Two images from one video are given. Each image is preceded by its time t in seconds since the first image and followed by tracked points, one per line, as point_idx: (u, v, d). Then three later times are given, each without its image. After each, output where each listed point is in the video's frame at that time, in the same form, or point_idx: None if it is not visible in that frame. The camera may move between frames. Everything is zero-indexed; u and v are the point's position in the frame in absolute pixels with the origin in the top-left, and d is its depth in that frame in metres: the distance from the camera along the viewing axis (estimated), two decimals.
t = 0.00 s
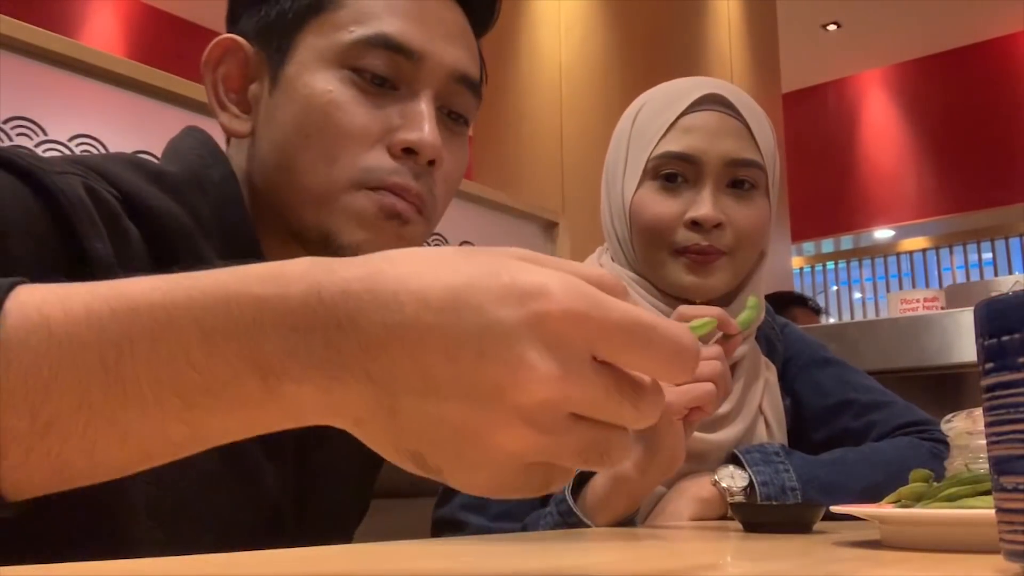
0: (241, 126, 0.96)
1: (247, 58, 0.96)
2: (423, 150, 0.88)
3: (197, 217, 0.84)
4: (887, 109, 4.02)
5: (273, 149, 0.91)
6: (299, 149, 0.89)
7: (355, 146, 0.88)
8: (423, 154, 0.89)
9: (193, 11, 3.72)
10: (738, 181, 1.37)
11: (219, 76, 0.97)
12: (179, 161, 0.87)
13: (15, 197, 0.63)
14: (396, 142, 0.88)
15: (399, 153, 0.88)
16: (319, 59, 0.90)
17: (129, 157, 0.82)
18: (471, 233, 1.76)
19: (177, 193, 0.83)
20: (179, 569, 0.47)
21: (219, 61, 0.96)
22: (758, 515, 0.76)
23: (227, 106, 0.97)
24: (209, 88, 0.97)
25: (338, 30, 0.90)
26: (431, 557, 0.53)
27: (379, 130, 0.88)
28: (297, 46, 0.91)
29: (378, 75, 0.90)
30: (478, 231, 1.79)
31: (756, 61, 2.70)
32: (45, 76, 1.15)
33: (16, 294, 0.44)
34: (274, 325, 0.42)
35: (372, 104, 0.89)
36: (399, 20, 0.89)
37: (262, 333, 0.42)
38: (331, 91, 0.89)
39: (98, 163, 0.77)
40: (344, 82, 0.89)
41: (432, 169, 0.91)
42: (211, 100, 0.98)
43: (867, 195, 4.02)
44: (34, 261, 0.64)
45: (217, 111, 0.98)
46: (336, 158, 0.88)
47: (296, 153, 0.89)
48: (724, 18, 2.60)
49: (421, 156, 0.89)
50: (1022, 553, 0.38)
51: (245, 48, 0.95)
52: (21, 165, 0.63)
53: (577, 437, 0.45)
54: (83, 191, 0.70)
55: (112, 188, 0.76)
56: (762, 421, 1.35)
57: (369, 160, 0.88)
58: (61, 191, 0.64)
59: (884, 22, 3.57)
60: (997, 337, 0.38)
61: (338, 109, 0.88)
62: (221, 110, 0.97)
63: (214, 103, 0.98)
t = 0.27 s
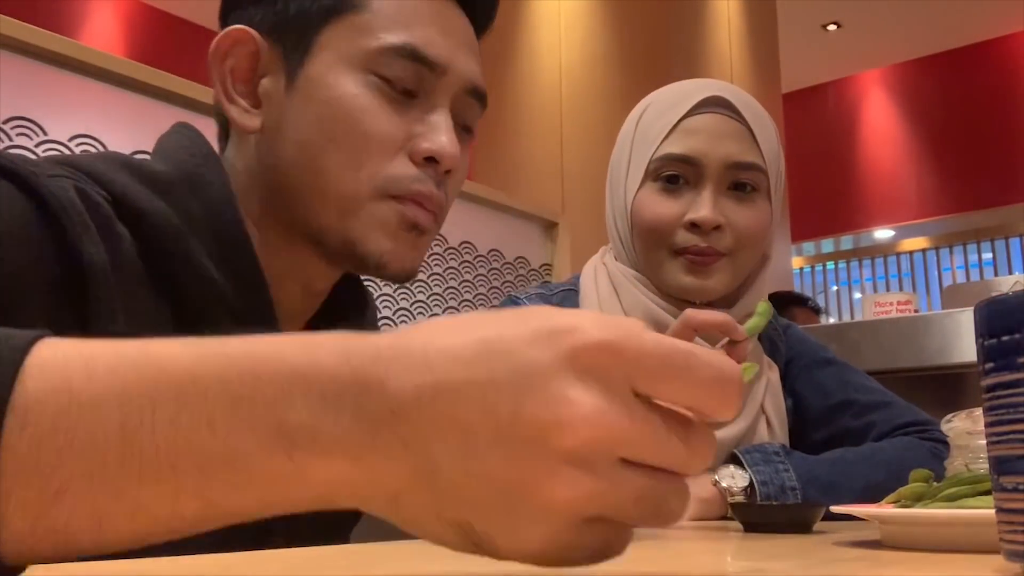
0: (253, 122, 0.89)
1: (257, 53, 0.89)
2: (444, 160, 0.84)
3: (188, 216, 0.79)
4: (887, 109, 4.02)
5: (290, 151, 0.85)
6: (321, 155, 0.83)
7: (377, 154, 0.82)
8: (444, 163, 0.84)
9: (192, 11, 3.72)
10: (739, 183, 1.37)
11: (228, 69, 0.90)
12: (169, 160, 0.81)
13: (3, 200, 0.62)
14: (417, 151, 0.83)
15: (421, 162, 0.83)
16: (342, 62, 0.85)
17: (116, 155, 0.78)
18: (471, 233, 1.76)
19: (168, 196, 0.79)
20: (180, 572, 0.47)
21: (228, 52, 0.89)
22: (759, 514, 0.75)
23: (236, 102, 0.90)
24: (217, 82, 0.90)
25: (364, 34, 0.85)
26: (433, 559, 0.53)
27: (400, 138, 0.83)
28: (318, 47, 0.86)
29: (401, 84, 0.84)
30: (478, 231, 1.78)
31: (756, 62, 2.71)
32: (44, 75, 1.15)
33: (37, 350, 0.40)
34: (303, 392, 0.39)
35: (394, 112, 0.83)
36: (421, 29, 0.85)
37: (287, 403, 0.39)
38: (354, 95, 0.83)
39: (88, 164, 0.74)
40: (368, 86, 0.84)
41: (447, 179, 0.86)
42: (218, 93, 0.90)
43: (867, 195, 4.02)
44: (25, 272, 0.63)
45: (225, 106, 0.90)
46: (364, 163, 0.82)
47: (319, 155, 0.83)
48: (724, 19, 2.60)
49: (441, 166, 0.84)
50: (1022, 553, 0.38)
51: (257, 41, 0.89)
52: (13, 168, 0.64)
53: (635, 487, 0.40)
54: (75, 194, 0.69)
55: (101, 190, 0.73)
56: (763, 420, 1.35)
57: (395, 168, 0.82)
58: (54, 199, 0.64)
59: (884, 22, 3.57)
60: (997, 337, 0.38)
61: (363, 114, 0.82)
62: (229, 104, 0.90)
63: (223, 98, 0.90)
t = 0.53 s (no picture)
0: (256, 110, 0.84)
1: (263, 40, 0.85)
2: (452, 160, 0.84)
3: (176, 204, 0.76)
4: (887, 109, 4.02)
5: (297, 144, 0.82)
6: (335, 152, 0.81)
7: (389, 153, 0.81)
8: (451, 163, 0.84)
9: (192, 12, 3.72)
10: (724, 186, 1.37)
11: (231, 55, 0.85)
12: (154, 147, 0.78)
13: None
14: (428, 151, 0.82)
15: (431, 161, 0.83)
16: (355, 55, 0.82)
17: (101, 142, 0.75)
18: (471, 233, 1.76)
19: (153, 181, 0.75)
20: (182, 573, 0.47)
21: (231, 38, 0.85)
22: (759, 514, 0.75)
23: (240, 88, 0.85)
24: (218, 68, 0.85)
25: (378, 28, 0.83)
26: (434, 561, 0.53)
27: (411, 137, 0.82)
28: (329, 38, 0.82)
29: (411, 82, 0.83)
30: (478, 231, 1.78)
31: (756, 62, 2.70)
32: (45, 76, 1.15)
33: (33, 402, 0.42)
34: (296, 453, 0.43)
35: (405, 110, 0.83)
36: (432, 29, 0.84)
37: (281, 467, 0.42)
38: (368, 92, 0.81)
39: (67, 149, 0.72)
40: (381, 84, 0.82)
41: (450, 178, 0.86)
42: (221, 79, 0.85)
43: (866, 195, 4.02)
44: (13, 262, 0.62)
45: (226, 93, 0.85)
46: (379, 161, 0.81)
47: (330, 151, 0.81)
48: (724, 19, 2.60)
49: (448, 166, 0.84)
50: (1021, 552, 0.39)
51: (263, 29, 0.85)
52: None
53: (642, 502, 0.45)
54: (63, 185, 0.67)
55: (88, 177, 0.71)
56: (764, 418, 1.35)
57: (409, 167, 0.82)
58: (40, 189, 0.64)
59: (884, 22, 3.57)
60: (997, 337, 0.38)
61: (379, 112, 0.81)
62: (232, 91, 0.85)
63: (226, 84, 0.85)
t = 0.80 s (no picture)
0: (235, 97, 0.84)
1: (242, 24, 0.85)
2: (437, 143, 0.83)
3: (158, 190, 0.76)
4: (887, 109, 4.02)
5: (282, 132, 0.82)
6: (320, 137, 0.81)
7: (374, 137, 0.81)
8: (437, 146, 0.84)
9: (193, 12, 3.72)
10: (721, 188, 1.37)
11: (209, 41, 0.85)
12: (136, 135, 0.79)
13: None
14: (412, 135, 0.82)
15: (416, 145, 0.83)
16: (337, 39, 0.82)
17: (80, 129, 0.76)
18: (471, 232, 1.76)
19: (136, 168, 0.76)
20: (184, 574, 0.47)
21: (209, 22, 0.84)
22: (760, 515, 0.75)
23: (218, 74, 0.84)
24: (198, 54, 0.85)
25: (360, 12, 0.82)
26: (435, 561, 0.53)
27: (396, 121, 0.82)
28: (309, 21, 0.82)
29: (394, 65, 0.83)
30: (478, 230, 1.78)
31: (755, 62, 2.71)
32: (45, 75, 1.15)
33: (24, 406, 0.42)
34: (294, 460, 0.43)
35: (389, 93, 0.82)
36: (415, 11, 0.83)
37: (279, 471, 0.43)
38: (351, 76, 0.81)
39: (50, 135, 0.72)
40: (365, 68, 0.82)
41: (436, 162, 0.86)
42: (200, 65, 0.85)
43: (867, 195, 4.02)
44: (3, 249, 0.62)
45: (206, 79, 0.84)
46: (365, 147, 0.81)
47: (315, 137, 0.81)
48: (724, 19, 2.60)
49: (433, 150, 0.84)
50: (1022, 552, 0.38)
51: (242, 14, 0.84)
52: None
53: (638, 502, 0.45)
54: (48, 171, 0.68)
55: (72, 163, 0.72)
56: (763, 417, 1.35)
57: (395, 152, 0.81)
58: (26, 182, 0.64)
59: (884, 22, 3.57)
60: (997, 337, 0.38)
61: (362, 96, 0.81)
62: (210, 76, 0.84)
63: (206, 70, 0.84)
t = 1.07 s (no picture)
0: (224, 94, 0.83)
1: (229, 19, 0.84)
2: (428, 138, 0.84)
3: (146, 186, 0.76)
4: (887, 109, 4.02)
5: (268, 129, 0.82)
6: (310, 132, 0.81)
7: (364, 134, 0.81)
8: (427, 140, 0.84)
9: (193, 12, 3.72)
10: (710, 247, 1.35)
11: (196, 37, 0.84)
12: (124, 131, 0.78)
13: None
14: (402, 131, 0.83)
15: (407, 141, 0.83)
16: (326, 34, 0.82)
17: (68, 125, 0.75)
18: (471, 232, 1.76)
19: (124, 164, 0.76)
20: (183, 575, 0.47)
21: (197, 16, 0.84)
22: (761, 515, 0.75)
23: (206, 71, 0.84)
24: (184, 50, 0.84)
25: (348, 7, 0.82)
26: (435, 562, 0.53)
27: (385, 116, 0.82)
28: (296, 17, 0.82)
29: (384, 60, 0.84)
30: (478, 231, 1.78)
31: (755, 62, 2.71)
32: (44, 74, 1.14)
33: (23, 406, 0.42)
34: (292, 461, 0.43)
35: (378, 89, 0.83)
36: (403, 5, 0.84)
37: (276, 470, 0.42)
38: (339, 71, 0.81)
39: (38, 132, 0.71)
40: (354, 62, 0.82)
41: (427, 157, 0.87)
42: (187, 61, 0.84)
43: (867, 195, 4.03)
44: None
45: (193, 75, 0.84)
46: (354, 143, 0.81)
47: (304, 134, 0.81)
48: (724, 19, 2.60)
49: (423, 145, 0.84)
50: (1022, 553, 0.38)
51: (229, 9, 0.84)
52: None
53: (636, 503, 0.45)
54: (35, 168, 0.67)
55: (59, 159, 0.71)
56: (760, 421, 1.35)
57: (385, 149, 0.82)
58: (15, 181, 0.63)
59: (884, 22, 3.57)
60: (998, 336, 0.38)
61: (352, 92, 0.81)
62: (198, 72, 0.84)
63: (192, 66, 0.84)
